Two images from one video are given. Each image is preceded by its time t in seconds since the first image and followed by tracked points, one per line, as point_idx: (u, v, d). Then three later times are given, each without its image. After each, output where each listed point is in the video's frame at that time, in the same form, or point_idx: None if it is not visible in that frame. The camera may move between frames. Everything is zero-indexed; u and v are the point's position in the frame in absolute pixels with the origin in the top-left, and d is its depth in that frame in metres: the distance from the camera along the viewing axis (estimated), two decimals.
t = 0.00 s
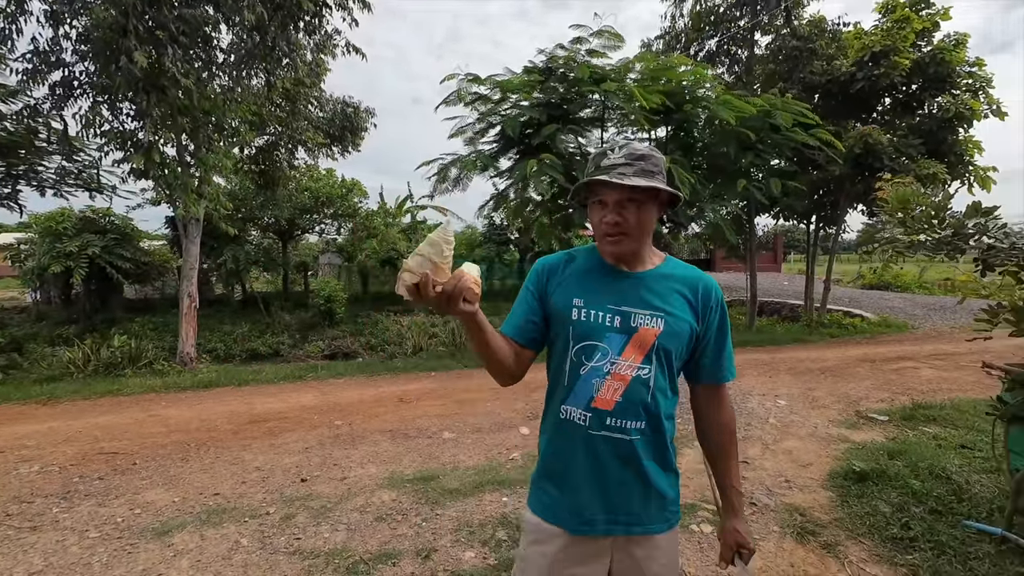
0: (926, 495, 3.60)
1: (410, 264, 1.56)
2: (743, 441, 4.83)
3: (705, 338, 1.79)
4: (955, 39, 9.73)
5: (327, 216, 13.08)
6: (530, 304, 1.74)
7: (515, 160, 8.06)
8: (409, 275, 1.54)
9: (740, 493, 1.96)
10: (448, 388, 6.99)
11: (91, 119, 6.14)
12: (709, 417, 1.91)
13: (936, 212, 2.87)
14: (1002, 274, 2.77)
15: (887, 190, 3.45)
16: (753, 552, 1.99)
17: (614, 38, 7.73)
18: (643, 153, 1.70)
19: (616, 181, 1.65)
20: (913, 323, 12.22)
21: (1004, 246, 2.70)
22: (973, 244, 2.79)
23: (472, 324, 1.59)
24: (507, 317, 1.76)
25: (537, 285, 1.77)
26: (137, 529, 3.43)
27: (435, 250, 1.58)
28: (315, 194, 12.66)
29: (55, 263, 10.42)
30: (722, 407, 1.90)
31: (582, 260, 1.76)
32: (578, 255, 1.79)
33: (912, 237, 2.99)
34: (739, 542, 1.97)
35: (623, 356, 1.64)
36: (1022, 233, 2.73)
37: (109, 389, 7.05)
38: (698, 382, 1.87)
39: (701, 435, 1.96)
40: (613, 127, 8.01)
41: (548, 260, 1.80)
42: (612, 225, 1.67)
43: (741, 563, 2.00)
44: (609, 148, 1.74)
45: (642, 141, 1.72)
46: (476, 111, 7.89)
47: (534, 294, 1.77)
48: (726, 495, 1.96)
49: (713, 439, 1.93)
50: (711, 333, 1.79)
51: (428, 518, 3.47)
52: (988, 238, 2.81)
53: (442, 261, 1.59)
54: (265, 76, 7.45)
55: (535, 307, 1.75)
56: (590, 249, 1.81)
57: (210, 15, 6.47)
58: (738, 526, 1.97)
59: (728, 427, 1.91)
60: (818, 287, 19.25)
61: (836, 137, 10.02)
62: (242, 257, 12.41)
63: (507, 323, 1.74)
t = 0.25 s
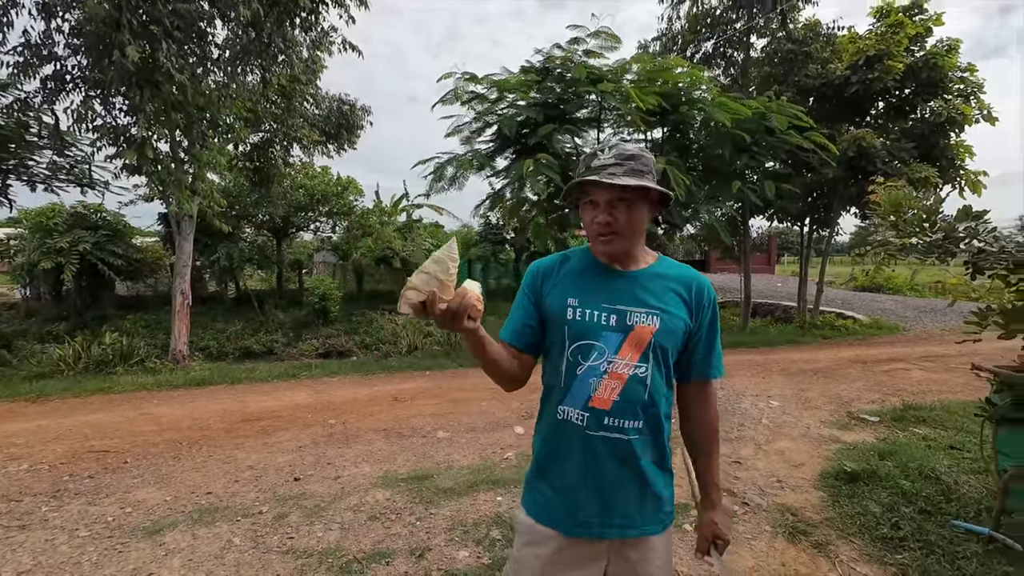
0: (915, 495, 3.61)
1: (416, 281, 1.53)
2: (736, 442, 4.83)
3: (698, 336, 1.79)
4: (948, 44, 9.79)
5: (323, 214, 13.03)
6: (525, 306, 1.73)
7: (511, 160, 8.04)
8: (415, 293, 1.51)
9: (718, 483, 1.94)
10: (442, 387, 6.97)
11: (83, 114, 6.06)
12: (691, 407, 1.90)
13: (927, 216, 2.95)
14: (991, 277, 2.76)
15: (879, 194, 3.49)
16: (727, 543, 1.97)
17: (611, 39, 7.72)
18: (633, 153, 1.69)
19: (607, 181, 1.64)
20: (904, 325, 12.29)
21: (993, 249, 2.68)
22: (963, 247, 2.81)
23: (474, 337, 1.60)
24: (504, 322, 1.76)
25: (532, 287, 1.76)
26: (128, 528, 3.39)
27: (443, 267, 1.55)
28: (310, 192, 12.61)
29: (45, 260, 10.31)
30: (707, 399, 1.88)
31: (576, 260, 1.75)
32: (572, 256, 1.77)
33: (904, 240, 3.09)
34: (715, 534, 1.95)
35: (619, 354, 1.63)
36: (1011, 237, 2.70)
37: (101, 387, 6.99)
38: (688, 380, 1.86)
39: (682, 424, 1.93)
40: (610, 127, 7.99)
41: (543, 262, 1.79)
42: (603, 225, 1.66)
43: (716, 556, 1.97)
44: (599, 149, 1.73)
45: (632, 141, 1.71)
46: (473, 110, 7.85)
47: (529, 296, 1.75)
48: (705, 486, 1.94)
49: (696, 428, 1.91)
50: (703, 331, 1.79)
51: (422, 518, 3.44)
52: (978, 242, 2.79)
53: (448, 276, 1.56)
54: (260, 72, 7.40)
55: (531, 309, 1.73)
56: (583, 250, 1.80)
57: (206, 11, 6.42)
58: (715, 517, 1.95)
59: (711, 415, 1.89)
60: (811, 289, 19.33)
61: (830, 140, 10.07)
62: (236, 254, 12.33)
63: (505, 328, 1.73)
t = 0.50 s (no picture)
0: (907, 495, 3.62)
1: (421, 291, 1.51)
2: (730, 442, 4.83)
3: (690, 335, 1.78)
4: (941, 47, 9.83)
5: (318, 212, 12.99)
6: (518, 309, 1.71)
7: (508, 159, 8.01)
8: (422, 303, 1.49)
9: (709, 478, 1.92)
10: (437, 386, 6.94)
11: (75, 109, 5.99)
12: (683, 402, 1.90)
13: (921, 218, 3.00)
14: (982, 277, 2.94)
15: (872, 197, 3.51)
16: (718, 538, 1.95)
17: (609, 39, 7.71)
18: (621, 154, 1.67)
19: (594, 182, 1.63)
20: (897, 325, 12.35)
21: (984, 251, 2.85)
22: (957, 249, 2.94)
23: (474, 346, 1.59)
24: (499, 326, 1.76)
25: (525, 290, 1.74)
26: (121, 528, 3.36)
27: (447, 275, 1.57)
28: (306, 190, 12.56)
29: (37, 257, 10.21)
30: (698, 394, 1.88)
31: (568, 262, 1.73)
32: (564, 258, 1.76)
33: (898, 242, 3.11)
34: (707, 527, 1.94)
35: (615, 354, 1.61)
36: (999, 238, 2.90)
37: (92, 386, 6.93)
38: (680, 378, 1.86)
39: (670, 420, 1.93)
40: (607, 128, 7.96)
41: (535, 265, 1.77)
42: (592, 226, 1.65)
43: (708, 548, 1.96)
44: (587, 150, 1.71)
45: (620, 141, 1.69)
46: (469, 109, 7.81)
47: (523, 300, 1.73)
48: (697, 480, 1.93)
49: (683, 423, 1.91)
50: (695, 330, 1.78)
51: (418, 517, 3.42)
52: (970, 244, 2.96)
53: (451, 283, 1.58)
54: (256, 69, 7.36)
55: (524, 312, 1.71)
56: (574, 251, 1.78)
57: (201, 7, 6.37)
58: (705, 510, 1.94)
59: (698, 410, 1.89)
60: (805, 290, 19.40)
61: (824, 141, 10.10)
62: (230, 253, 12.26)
63: (500, 332, 1.74)
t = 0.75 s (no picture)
0: (900, 494, 3.63)
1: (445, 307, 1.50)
2: (726, 441, 4.84)
3: (686, 334, 1.79)
4: (936, 50, 9.87)
5: (314, 210, 12.95)
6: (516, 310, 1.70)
7: (505, 159, 8.00)
8: (446, 320, 1.49)
9: (711, 473, 1.93)
10: (433, 385, 6.93)
11: (69, 106, 5.94)
12: (682, 400, 1.89)
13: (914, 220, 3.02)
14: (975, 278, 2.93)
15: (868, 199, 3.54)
16: (724, 531, 1.97)
17: (606, 40, 7.71)
18: (618, 158, 1.66)
19: (588, 187, 1.62)
20: (891, 326, 12.41)
21: (977, 253, 2.84)
22: (951, 250, 2.93)
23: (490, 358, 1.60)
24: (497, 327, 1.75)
25: (523, 292, 1.74)
26: (115, 528, 3.33)
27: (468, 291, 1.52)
28: (302, 189, 12.52)
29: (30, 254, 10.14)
30: (697, 392, 1.88)
31: (565, 263, 1.73)
32: (560, 260, 1.75)
33: (892, 243, 3.14)
34: (713, 524, 1.95)
35: (613, 355, 1.61)
36: (992, 240, 2.89)
37: (86, 384, 6.89)
38: (677, 377, 1.86)
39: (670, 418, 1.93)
40: (604, 128, 7.94)
41: (531, 266, 1.76)
42: (585, 229, 1.65)
43: (714, 543, 1.98)
44: (584, 153, 1.71)
45: (617, 146, 1.68)
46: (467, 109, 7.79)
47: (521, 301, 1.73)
48: (699, 477, 1.94)
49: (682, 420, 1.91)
50: (691, 329, 1.79)
51: (414, 516, 3.41)
52: (963, 246, 2.94)
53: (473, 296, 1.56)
54: (252, 67, 7.32)
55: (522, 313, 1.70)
56: (570, 252, 1.78)
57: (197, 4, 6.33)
58: (710, 506, 1.95)
59: (697, 407, 1.89)
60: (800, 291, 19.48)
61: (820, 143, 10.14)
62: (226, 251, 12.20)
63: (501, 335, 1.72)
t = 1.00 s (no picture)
0: (894, 493, 3.64)
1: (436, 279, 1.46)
2: (722, 440, 4.84)
3: (690, 335, 1.79)
4: (932, 52, 9.91)
5: (311, 209, 12.92)
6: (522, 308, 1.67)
7: (503, 158, 7.98)
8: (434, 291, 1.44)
9: (707, 470, 1.93)
10: (429, 385, 6.91)
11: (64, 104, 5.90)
12: (683, 398, 1.89)
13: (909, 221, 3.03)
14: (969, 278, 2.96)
15: (864, 199, 3.51)
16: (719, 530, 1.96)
17: (605, 40, 7.70)
18: (634, 162, 1.65)
19: (600, 185, 1.60)
20: (886, 326, 12.45)
21: (972, 254, 2.87)
22: (946, 251, 2.96)
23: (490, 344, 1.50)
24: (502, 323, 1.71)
25: (530, 290, 1.69)
26: (110, 527, 3.31)
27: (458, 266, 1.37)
28: (299, 187, 12.49)
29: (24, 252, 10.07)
30: (698, 390, 1.88)
31: (571, 262, 1.71)
32: (566, 259, 1.73)
33: (887, 243, 3.14)
34: (709, 521, 1.95)
35: (619, 355, 1.61)
36: (986, 241, 2.91)
37: (81, 383, 6.85)
38: (679, 376, 1.86)
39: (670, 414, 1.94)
40: (602, 128, 7.92)
41: (536, 265, 1.74)
42: (591, 228, 1.63)
43: (709, 541, 1.97)
44: (602, 151, 1.69)
45: (636, 149, 1.66)
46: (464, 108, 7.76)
47: (527, 298, 1.69)
48: (696, 474, 1.94)
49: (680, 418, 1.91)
50: (695, 330, 1.79)
51: (411, 516, 3.41)
52: (958, 246, 2.97)
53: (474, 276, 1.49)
54: (249, 65, 7.30)
55: (529, 311, 1.67)
56: (576, 251, 1.76)
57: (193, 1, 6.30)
58: (706, 504, 1.95)
59: (696, 405, 1.89)
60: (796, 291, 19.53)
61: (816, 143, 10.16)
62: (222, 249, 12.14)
63: (510, 331, 1.66)
